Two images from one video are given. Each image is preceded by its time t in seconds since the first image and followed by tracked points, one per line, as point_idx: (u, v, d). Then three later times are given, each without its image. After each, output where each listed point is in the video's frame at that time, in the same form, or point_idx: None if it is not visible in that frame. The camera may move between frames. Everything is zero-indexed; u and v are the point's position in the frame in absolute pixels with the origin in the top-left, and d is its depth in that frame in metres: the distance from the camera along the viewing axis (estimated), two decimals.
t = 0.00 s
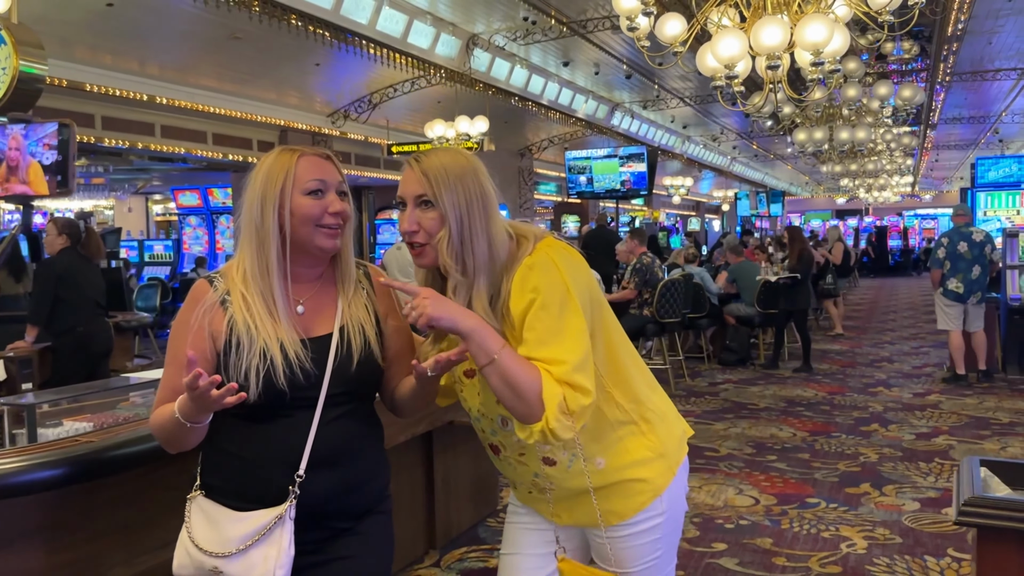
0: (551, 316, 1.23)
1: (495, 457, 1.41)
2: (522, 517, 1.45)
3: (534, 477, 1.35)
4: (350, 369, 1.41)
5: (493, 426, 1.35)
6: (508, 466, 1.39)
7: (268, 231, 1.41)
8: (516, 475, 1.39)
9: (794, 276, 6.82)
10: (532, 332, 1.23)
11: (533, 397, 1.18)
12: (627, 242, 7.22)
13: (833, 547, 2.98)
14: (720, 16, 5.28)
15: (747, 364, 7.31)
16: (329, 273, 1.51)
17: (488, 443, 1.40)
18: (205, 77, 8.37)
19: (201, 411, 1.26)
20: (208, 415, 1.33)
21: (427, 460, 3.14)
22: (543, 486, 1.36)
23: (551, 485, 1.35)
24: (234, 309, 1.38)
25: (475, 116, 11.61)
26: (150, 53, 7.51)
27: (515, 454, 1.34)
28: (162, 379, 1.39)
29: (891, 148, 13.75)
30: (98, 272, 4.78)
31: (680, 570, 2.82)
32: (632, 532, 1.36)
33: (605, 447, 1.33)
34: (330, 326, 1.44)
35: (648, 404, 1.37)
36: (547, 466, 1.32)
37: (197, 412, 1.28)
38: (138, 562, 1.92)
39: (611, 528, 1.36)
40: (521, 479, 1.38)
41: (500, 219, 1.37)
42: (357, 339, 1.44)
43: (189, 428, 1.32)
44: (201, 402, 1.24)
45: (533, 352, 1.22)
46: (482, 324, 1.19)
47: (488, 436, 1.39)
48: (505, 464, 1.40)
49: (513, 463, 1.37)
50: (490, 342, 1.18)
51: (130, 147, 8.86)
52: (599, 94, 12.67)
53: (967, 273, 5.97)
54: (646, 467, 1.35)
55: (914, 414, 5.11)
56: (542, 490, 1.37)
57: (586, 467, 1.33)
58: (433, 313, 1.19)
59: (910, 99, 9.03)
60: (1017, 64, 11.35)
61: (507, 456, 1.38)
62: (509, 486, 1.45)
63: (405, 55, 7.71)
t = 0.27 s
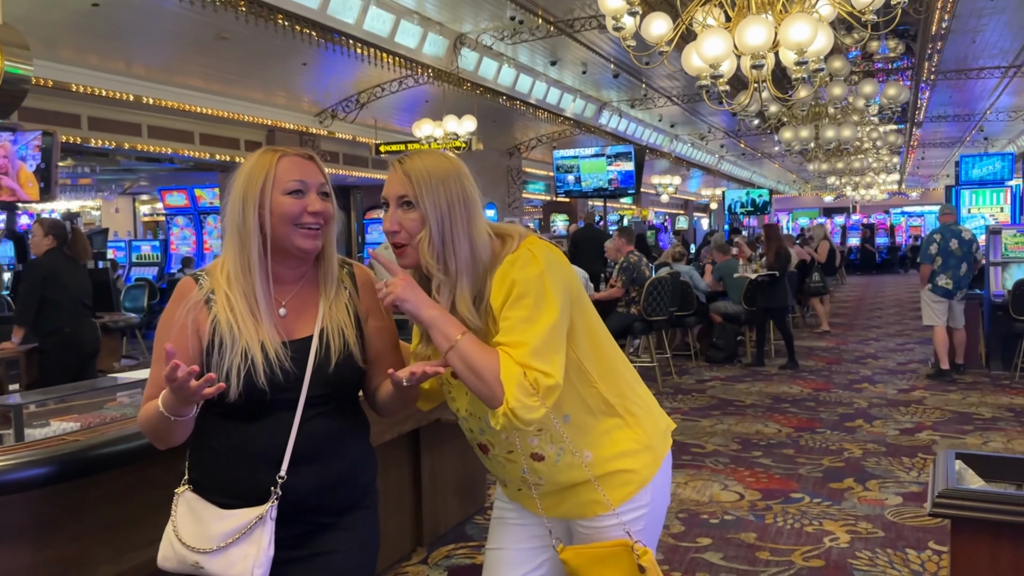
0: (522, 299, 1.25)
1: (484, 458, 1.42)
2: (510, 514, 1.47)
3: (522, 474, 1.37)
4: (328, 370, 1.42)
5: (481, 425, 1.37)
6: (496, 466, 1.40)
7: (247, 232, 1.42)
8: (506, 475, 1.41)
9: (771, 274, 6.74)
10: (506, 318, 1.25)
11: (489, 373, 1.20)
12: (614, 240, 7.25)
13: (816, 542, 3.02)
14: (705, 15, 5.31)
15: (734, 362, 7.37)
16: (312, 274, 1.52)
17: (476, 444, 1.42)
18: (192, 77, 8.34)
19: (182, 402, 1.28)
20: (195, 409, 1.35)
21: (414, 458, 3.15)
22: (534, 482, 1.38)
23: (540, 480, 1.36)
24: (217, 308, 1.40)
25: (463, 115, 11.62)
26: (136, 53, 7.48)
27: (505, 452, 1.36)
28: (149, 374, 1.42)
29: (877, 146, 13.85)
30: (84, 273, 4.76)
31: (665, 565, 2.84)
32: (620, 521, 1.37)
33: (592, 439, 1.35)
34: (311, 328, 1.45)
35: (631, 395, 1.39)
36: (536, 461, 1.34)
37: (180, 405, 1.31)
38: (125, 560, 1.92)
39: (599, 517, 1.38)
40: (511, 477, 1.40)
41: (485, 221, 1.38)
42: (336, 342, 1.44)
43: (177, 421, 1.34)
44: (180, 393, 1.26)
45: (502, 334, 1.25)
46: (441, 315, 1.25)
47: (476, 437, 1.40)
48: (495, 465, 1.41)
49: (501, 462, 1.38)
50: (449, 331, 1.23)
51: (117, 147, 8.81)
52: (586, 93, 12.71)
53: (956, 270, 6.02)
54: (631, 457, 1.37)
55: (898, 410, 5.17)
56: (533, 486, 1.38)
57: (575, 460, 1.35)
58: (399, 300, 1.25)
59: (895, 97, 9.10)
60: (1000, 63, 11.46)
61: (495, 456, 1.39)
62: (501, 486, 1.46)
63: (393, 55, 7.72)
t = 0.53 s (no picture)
0: (560, 304, 1.29)
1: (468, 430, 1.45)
2: (483, 505, 1.47)
3: (502, 454, 1.39)
4: (304, 369, 1.41)
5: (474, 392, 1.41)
6: (480, 439, 1.43)
7: (229, 232, 1.43)
8: (486, 450, 1.42)
9: (751, 270, 6.83)
10: (535, 314, 1.30)
11: (540, 393, 1.28)
12: (601, 238, 7.28)
13: (799, 535, 3.05)
14: (690, 14, 5.34)
15: (720, 358, 7.42)
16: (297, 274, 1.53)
17: (464, 413, 1.45)
18: (178, 75, 8.30)
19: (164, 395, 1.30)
20: (180, 402, 1.36)
21: (402, 455, 3.16)
22: (512, 464, 1.39)
23: (519, 463, 1.38)
24: (203, 305, 1.41)
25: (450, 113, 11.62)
26: (121, 52, 7.43)
27: (492, 426, 1.40)
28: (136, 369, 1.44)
29: (862, 143, 13.95)
30: (70, 272, 4.73)
31: (650, 559, 2.87)
32: (591, 520, 1.37)
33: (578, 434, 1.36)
34: (292, 328, 1.46)
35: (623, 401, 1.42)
36: (520, 442, 1.37)
37: (164, 401, 1.33)
38: (112, 556, 1.93)
39: (573, 515, 1.37)
40: (490, 453, 1.41)
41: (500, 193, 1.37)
42: (315, 341, 1.44)
43: (160, 415, 1.35)
44: (164, 386, 1.27)
45: (542, 345, 1.30)
46: (480, 355, 1.29)
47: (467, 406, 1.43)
48: (478, 438, 1.43)
49: (486, 435, 1.41)
50: (494, 363, 1.29)
51: (102, 146, 8.76)
52: (574, 91, 12.73)
53: (946, 262, 6.09)
54: (612, 457, 1.38)
55: (882, 405, 5.22)
56: (510, 468, 1.39)
57: (558, 450, 1.36)
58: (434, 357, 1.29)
59: (879, 95, 9.16)
60: (984, 60, 11.57)
61: (481, 427, 1.42)
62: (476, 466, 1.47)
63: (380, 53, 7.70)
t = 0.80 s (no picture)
0: (588, 279, 1.34)
1: (472, 401, 1.44)
2: (471, 498, 1.46)
3: (501, 427, 1.40)
4: (283, 367, 1.41)
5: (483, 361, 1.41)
6: (481, 411, 1.43)
7: (214, 232, 1.44)
8: (485, 422, 1.43)
9: (732, 266, 6.88)
10: (556, 296, 1.34)
11: (560, 380, 1.33)
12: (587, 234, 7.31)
13: (783, 528, 3.09)
14: (674, 11, 5.36)
15: (705, 354, 7.48)
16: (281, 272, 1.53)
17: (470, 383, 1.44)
18: (161, 73, 8.23)
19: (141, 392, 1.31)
20: (160, 401, 1.38)
21: (389, 452, 3.17)
22: (508, 439, 1.40)
23: (516, 437, 1.39)
24: (187, 300, 1.42)
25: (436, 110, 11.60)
26: (104, 49, 7.37)
27: (497, 397, 1.40)
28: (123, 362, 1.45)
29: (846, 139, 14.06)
30: (55, 272, 4.69)
31: (636, 553, 2.90)
32: (583, 509, 1.37)
33: (576, 416, 1.38)
34: (274, 325, 1.46)
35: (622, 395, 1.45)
36: (521, 414, 1.39)
37: (142, 397, 1.34)
38: (101, 554, 1.92)
39: (564, 505, 1.37)
40: (489, 425, 1.42)
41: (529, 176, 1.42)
42: (295, 340, 1.44)
43: (140, 412, 1.37)
44: (143, 387, 1.27)
45: (563, 330, 1.35)
46: (501, 360, 1.32)
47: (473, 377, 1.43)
48: (478, 410, 1.44)
49: (491, 405, 1.42)
50: (516, 362, 1.32)
51: (86, 144, 8.68)
52: (560, 88, 12.75)
53: (933, 254, 6.17)
54: (608, 448, 1.39)
55: (865, 399, 5.29)
56: (505, 442, 1.40)
57: (556, 431, 1.38)
58: (460, 380, 1.28)
59: (862, 92, 9.23)
60: (965, 57, 11.69)
61: (486, 398, 1.42)
62: (470, 443, 1.47)
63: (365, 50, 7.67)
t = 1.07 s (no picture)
0: (601, 265, 1.43)
1: (491, 416, 1.44)
2: (491, 496, 1.47)
3: (528, 432, 1.42)
4: (266, 365, 1.41)
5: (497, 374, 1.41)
6: (502, 424, 1.44)
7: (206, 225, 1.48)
8: (508, 433, 1.44)
9: (714, 261, 6.94)
10: (571, 289, 1.39)
11: (597, 363, 1.37)
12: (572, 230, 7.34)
13: (766, 520, 3.13)
14: (658, 8, 5.39)
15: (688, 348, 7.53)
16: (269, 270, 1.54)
17: (484, 399, 1.43)
18: (143, 69, 8.16)
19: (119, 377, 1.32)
20: (137, 389, 1.39)
21: (375, 448, 3.17)
22: (538, 443, 1.42)
23: (546, 439, 1.42)
24: (176, 290, 1.44)
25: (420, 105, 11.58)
26: (85, 44, 7.28)
27: (518, 406, 1.41)
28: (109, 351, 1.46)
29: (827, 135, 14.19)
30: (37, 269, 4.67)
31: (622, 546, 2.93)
32: (610, 494, 1.43)
33: (594, 407, 1.43)
34: (258, 318, 1.46)
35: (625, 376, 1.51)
36: (546, 416, 1.41)
37: (122, 381, 1.34)
38: (89, 552, 1.91)
39: (592, 492, 1.41)
40: (514, 434, 1.43)
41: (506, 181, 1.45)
42: (282, 336, 1.44)
43: (117, 401, 1.38)
44: (116, 372, 1.30)
45: (581, 322, 1.40)
46: (537, 350, 1.33)
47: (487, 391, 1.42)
48: (499, 422, 1.44)
49: (512, 416, 1.42)
50: (551, 350, 1.34)
51: (66, 140, 8.59)
52: (543, 84, 12.76)
53: (917, 248, 6.26)
54: (630, 430, 1.46)
55: (846, 392, 5.36)
56: (535, 446, 1.42)
57: (579, 424, 1.42)
58: (503, 374, 1.28)
59: (843, 87, 9.32)
60: (944, 53, 11.83)
61: (506, 409, 1.42)
62: (494, 457, 1.47)
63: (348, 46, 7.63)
